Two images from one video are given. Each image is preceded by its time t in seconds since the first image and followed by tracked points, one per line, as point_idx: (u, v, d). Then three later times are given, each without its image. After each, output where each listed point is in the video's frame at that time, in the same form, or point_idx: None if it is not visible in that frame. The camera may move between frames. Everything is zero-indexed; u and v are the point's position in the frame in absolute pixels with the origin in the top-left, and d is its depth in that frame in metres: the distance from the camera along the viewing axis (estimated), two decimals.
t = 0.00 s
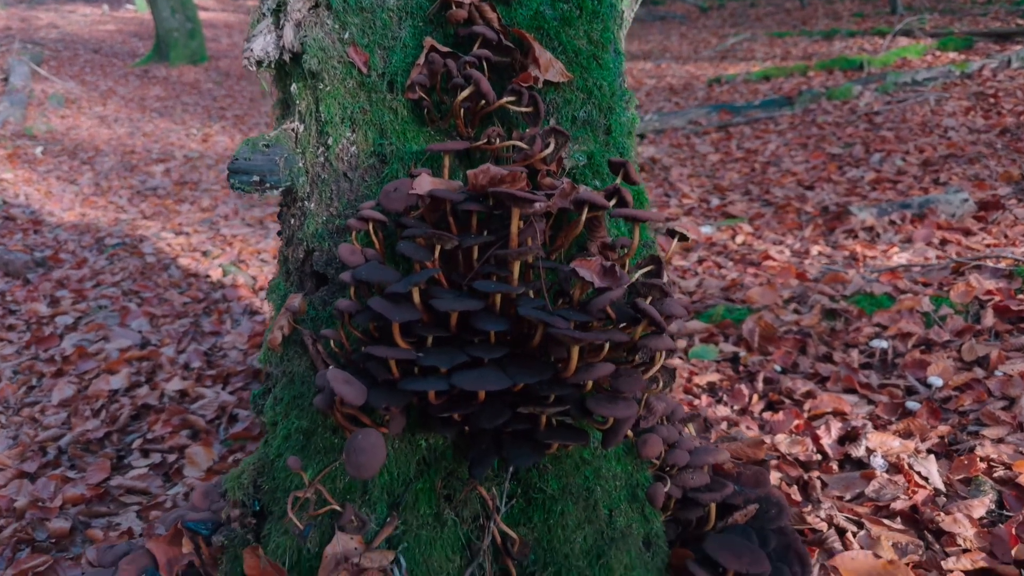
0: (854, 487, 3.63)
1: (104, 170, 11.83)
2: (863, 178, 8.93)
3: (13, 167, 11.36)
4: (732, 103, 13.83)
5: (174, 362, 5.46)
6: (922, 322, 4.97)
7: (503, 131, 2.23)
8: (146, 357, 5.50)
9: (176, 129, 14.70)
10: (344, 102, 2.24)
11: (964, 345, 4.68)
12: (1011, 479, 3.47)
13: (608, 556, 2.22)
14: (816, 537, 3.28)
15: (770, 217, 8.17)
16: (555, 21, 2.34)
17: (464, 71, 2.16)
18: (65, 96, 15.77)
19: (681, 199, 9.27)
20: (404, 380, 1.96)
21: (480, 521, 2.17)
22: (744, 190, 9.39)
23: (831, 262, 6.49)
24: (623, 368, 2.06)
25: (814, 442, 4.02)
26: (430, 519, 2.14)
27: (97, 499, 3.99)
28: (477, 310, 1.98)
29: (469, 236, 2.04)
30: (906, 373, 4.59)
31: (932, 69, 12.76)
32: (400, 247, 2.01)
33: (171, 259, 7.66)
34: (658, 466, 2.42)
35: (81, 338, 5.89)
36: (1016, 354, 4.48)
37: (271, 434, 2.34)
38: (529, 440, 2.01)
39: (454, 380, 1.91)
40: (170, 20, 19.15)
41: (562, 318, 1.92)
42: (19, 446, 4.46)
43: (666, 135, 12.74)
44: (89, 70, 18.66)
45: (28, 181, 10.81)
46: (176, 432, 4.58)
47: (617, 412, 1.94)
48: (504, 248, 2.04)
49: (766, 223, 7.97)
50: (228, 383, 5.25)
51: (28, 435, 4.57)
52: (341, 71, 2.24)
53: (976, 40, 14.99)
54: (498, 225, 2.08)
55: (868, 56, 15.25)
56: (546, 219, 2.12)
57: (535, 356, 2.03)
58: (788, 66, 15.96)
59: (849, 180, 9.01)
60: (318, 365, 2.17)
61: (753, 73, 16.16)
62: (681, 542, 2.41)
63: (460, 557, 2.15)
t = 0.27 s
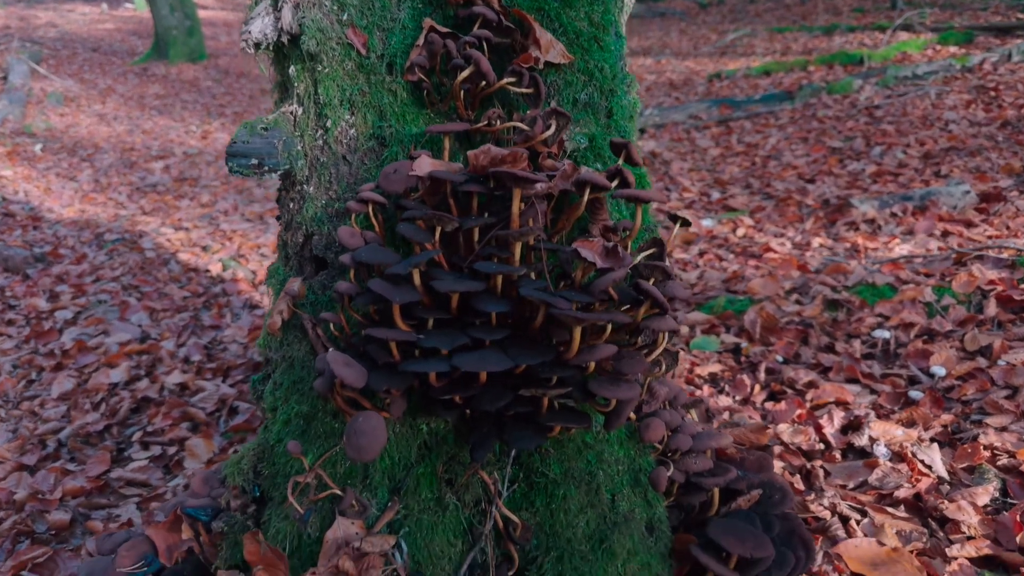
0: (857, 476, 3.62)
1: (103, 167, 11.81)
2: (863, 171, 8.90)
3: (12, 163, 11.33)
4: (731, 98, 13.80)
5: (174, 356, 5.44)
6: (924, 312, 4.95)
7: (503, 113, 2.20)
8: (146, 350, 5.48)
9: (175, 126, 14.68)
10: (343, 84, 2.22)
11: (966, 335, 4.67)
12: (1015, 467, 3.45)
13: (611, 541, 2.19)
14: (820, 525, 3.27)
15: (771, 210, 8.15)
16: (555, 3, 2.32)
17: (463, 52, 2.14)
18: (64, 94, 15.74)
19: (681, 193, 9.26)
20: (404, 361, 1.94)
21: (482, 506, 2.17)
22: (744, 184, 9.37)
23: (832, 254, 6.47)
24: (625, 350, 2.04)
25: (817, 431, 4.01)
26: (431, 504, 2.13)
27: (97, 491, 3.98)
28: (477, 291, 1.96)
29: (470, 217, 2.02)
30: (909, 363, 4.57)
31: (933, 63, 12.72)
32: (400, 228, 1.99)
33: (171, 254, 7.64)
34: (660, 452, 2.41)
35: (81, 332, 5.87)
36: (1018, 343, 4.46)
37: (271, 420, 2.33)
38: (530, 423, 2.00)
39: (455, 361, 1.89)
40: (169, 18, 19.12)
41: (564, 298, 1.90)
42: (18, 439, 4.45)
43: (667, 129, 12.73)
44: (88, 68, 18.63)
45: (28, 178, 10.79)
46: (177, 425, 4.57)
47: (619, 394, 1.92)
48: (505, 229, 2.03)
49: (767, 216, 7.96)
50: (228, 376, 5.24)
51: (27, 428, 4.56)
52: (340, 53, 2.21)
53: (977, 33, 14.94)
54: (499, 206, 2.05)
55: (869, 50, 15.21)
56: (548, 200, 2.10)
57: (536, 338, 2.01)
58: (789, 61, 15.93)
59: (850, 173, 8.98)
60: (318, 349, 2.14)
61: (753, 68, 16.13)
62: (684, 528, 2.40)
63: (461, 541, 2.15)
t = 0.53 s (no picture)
0: (858, 463, 3.61)
1: (100, 161, 11.76)
2: (863, 163, 8.88)
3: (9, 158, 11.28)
4: (731, 91, 13.77)
5: (172, 348, 5.42)
6: (925, 301, 4.93)
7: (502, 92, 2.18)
8: (144, 342, 5.45)
9: (173, 121, 14.64)
10: (341, 64, 2.19)
11: (968, 323, 4.65)
12: (1018, 454, 3.44)
13: (612, 523, 2.18)
14: (822, 512, 3.26)
15: (771, 201, 8.13)
16: None
17: (462, 30, 2.11)
18: (62, 90, 15.68)
19: (681, 185, 9.24)
20: (404, 341, 1.92)
21: (482, 488, 2.15)
22: (744, 176, 9.35)
23: (832, 244, 6.45)
24: (627, 330, 2.02)
25: (818, 419, 3.99)
26: (431, 486, 2.12)
27: (96, 482, 3.96)
28: (477, 271, 1.94)
29: (469, 196, 1.99)
30: (910, 351, 4.55)
31: (933, 55, 12.68)
32: (398, 207, 1.97)
33: (169, 247, 7.61)
34: (662, 435, 2.40)
35: (78, 324, 5.84)
36: (1019, 331, 4.44)
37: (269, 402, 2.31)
38: (531, 404, 1.98)
39: (455, 340, 1.87)
40: (166, 13, 19.04)
41: (564, 277, 1.88)
42: (16, 430, 4.42)
43: (666, 123, 12.71)
44: (85, 64, 18.55)
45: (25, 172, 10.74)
46: (175, 416, 4.55)
47: (620, 374, 1.91)
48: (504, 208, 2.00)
49: (767, 208, 7.94)
50: (226, 367, 5.23)
51: (25, 420, 4.53)
52: (337, 32, 2.19)
53: (977, 26, 14.88)
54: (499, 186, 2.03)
55: (868, 43, 15.16)
56: (548, 179, 2.07)
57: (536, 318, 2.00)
58: (788, 54, 15.88)
59: (850, 164, 8.96)
60: (316, 331, 2.13)
61: (753, 61, 16.09)
62: (685, 511, 2.38)
63: (461, 524, 2.13)
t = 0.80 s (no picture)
0: (858, 454, 3.60)
1: (98, 157, 11.73)
2: (863, 157, 8.86)
3: (7, 153, 11.24)
4: (730, 86, 13.76)
5: (171, 341, 5.40)
6: (925, 293, 4.91)
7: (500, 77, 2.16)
8: (142, 335, 5.43)
9: (171, 117, 14.61)
10: (338, 49, 2.17)
11: (967, 315, 4.63)
12: (1018, 444, 3.42)
13: (611, 511, 2.18)
14: (821, 502, 3.26)
15: (770, 195, 8.12)
16: None
17: (460, 14, 2.09)
18: (60, 86, 15.63)
19: (680, 179, 9.24)
20: (401, 327, 1.90)
21: (480, 475, 2.15)
22: (744, 170, 9.35)
23: (831, 237, 6.44)
24: (626, 316, 2.01)
25: (818, 410, 3.98)
26: (429, 474, 2.11)
27: (93, 475, 3.94)
28: (475, 256, 1.92)
29: (466, 181, 1.97)
30: (910, 343, 4.54)
31: (932, 49, 12.64)
32: (395, 192, 1.95)
33: (167, 241, 7.59)
34: (660, 423, 2.40)
35: (76, 318, 5.82)
36: (1020, 323, 4.42)
37: (267, 390, 2.31)
38: (530, 390, 1.97)
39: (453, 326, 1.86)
40: (164, 9, 18.98)
41: (563, 262, 1.86)
42: (13, 423, 4.40)
43: (665, 118, 12.70)
44: (83, 61, 18.50)
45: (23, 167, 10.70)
46: (173, 409, 4.54)
47: (619, 359, 1.90)
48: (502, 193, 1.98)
49: (766, 202, 7.93)
50: (225, 360, 5.22)
51: (22, 412, 4.50)
52: (333, 17, 2.16)
53: (976, 20, 14.84)
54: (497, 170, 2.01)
55: (868, 38, 15.13)
56: (546, 164, 2.05)
57: (535, 304, 1.98)
58: (787, 49, 15.85)
59: (850, 158, 8.94)
60: (313, 318, 2.12)
61: (752, 57, 16.06)
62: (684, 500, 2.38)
63: (460, 512, 2.12)
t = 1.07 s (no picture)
0: (859, 442, 3.59)
1: (97, 153, 11.71)
2: (862, 149, 8.84)
3: (5, 149, 11.20)
4: (730, 79, 13.74)
5: (169, 334, 5.39)
6: (926, 282, 4.90)
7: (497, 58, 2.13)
8: (140, 328, 5.41)
9: (169, 113, 14.59)
10: (333, 30, 2.15)
11: (968, 304, 4.62)
12: (1019, 431, 3.41)
13: (610, 494, 2.17)
14: (822, 489, 3.26)
15: (770, 187, 8.11)
16: None
17: None
18: (57, 82, 15.59)
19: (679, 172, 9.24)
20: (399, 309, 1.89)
21: (479, 459, 2.14)
22: (743, 163, 9.33)
23: (831, 227, 6.43)
24: (626, 298, 1.99)
25: (818, 398, 3.97)
26: (428, 457, 2.11)
27: (92, 466, 3.93)
28: (473, 237, 1.91)
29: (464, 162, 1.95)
30: (910, 332, 4.53)
31: (932, 42, 12.60)
32: (392, 173, 1.93)
33: (165, 235, 7.57)
34: (660, 408, 2.39)
35: (74, 311, 5.79)
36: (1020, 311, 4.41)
37: (264, 375, 2.30)
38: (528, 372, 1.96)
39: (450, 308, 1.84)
40: (162, 5, 18.94)
41: (561, 242, 1.85)
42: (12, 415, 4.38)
43: (664, 112, 12.69)
44: (81, 57, 18.45)
45: (21, 162, 10.66)
46: (172, 400, 4.54)
47: (618, 341, 1.88)
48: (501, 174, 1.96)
49: (766, 194, 7.92)
50: (223, 352, 5.22)
51: (20, 404, 4.48)
52: None
53: (976, 13, 14.78)
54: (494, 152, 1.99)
55: (868, 31, 15.09)
56: (544, 146, 2.03)
57: (533, 286, 1.97)
58: (787, 42, 15.81)
59: (849, 150, 8.92)
60: (310, 302, 2.11)
61: (752, 50, 16.03)
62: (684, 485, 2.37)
63: (458, 495, 2.11)
